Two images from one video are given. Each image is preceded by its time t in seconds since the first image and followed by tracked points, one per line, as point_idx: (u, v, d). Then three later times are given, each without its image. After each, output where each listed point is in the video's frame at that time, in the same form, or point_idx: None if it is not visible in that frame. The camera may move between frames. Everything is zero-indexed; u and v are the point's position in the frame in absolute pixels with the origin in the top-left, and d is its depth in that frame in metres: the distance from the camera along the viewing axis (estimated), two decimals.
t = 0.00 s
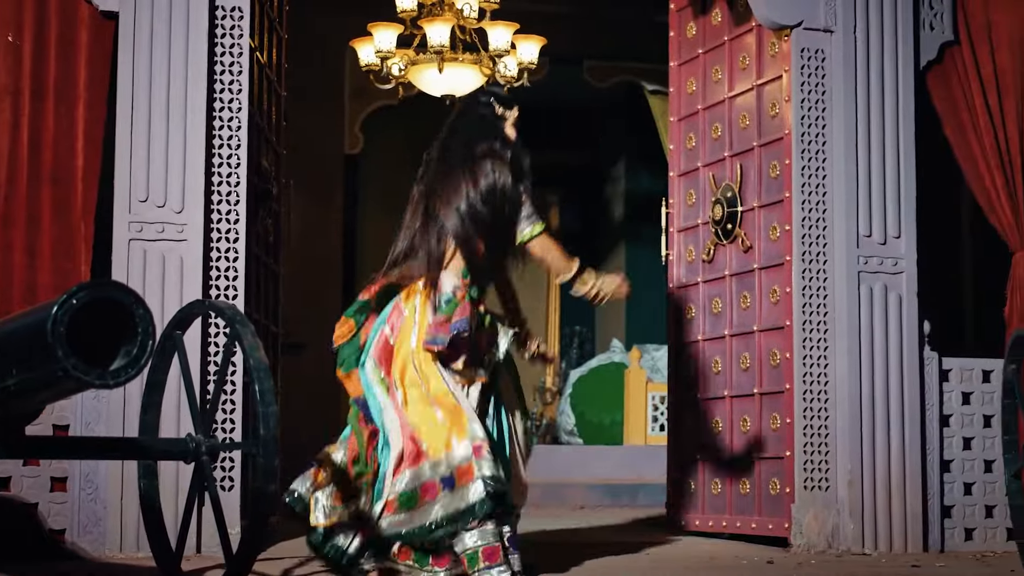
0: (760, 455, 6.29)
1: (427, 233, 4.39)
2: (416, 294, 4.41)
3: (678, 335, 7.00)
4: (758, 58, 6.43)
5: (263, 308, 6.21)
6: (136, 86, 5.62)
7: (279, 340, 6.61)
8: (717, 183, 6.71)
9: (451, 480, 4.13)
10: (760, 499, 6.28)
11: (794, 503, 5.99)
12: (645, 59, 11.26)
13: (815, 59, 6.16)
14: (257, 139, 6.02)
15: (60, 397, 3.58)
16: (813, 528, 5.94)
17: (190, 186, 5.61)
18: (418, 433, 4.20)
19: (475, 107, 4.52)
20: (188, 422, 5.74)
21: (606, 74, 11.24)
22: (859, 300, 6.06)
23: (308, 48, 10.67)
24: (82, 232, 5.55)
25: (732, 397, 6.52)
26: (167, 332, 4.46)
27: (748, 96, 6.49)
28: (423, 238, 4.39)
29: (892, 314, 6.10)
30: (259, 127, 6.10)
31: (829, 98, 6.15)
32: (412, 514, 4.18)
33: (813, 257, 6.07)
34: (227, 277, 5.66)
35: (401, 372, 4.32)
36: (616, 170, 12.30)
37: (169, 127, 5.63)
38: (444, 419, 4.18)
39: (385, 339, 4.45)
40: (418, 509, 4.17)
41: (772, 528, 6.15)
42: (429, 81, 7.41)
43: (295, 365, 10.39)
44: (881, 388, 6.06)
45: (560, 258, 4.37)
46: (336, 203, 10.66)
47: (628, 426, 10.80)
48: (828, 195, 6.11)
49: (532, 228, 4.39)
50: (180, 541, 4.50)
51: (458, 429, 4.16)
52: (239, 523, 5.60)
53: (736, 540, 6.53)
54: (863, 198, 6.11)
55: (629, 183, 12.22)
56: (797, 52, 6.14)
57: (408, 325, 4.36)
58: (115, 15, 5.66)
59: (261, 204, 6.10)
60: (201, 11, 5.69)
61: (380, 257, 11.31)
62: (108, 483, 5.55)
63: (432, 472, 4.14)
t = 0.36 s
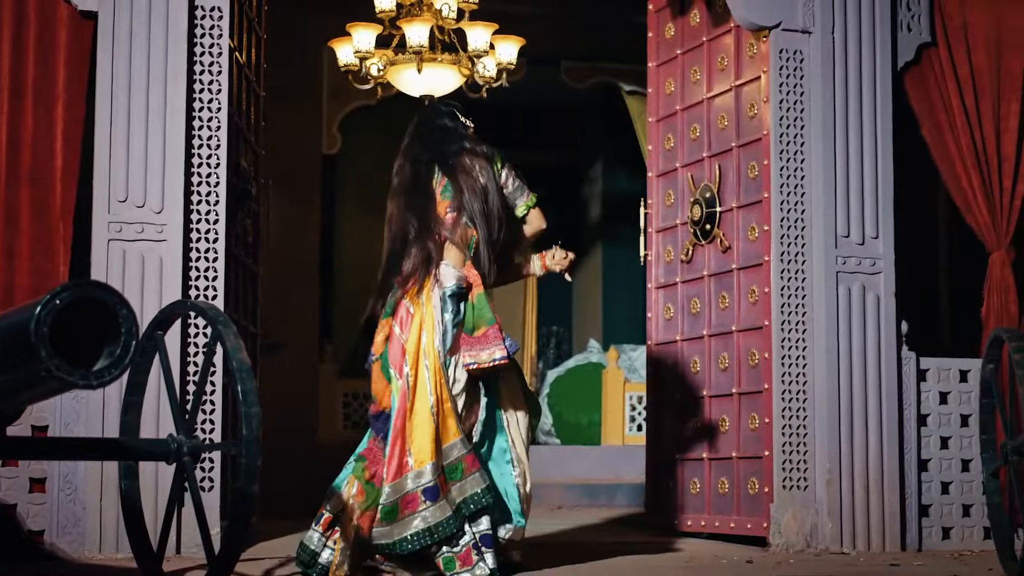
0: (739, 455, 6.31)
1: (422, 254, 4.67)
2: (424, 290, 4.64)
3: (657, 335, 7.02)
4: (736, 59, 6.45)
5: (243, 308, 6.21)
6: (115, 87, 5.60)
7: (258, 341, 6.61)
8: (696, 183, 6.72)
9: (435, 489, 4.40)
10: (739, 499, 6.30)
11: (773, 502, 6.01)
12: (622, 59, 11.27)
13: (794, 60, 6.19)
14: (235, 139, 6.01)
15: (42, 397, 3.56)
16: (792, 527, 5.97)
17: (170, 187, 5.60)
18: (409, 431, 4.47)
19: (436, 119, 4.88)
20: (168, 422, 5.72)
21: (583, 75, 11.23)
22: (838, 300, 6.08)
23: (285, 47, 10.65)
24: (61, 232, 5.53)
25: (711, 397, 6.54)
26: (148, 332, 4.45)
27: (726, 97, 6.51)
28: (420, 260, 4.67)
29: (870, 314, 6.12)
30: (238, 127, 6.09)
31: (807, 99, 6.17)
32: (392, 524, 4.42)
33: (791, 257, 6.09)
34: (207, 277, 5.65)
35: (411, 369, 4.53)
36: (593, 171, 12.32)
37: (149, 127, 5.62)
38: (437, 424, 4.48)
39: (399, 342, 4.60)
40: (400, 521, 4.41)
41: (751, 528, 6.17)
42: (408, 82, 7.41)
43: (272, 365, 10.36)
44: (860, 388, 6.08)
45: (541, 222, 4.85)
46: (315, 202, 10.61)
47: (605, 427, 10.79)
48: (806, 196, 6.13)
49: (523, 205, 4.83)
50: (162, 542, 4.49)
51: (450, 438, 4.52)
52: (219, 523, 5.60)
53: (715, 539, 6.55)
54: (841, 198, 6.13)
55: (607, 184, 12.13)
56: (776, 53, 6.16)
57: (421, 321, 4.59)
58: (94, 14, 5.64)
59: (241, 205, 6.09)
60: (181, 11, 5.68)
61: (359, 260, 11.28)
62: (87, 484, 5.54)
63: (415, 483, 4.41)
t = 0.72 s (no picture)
0: (716, 456, 6.33)
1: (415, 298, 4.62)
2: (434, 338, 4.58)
3: (633, 336, 7.03)
4: (714, 60, 6.47)
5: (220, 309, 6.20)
6: (93, 86, 5.59)
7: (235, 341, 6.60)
8: (673, 185, 6.74)
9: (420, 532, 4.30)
10: (715, 499, 6.31)
11: (749, 503, 6.03)
12: (599, 61, 11.28)
13: (771, 62, 6.21)
14: (213, 139, 6.00)
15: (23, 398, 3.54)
16: (768, 527, 5.98)
17: (148, 186, 5.59)
18: (404, 481, 4.37)
19: (429, 155, 4.75)
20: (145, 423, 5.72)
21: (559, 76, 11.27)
22: (814, 302, 6.11)
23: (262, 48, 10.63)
24: (38, 231, 5.51)
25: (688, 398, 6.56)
26: (127, 332, 4.43)
27: (704, 99, 6.53)
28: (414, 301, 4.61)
29: (847, 315, 6.14)
30: (216, 127, 6.08)
31: (785, 101, 6.19)
32: (368, 563, 4.31)
33: (768, 259, 6.11)
34: (185, 277, 5.63)
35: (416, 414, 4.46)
36: (569, 171, 12.33)
37: (126, 127, 5.60)
38: (432, 473, 4.37)
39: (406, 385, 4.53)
40: (376, 560, 4.30)
41: (727, 528, 6.19)
42: (385, 82, 7.41)
43: (248, 365, 10.35)
44: (836, 389, 6.10)
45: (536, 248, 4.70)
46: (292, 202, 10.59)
47: (581, 427, 10.79)
48: (783, 198, 6.15)
49: (513, 234, 4.69)
50: (140, 542, 4.47)
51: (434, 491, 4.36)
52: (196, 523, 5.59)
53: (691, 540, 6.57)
54: (818, 201, 6.16)
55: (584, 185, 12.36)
56: (753, 55, 6.18)
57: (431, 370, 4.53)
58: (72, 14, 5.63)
59: (218, 205, 6.08)
60: (159, 11, 5.67)
61: (338, 259, 11.13)
62: (63, 484, 5.52)
63: (396, 525, 4.31)
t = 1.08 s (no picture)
0: (691, 456, 6.34)
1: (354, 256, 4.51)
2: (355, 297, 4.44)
3: (609, 336, 7.04)
4: (690, 62, 6.48)
5: (196, 308, 6.19)
6: (69, 85, 5.57)
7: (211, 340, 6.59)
8: (649, 185, 6.75)
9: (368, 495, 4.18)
10: (691, 500, 6.33)
11: (724, 503, 6.04)
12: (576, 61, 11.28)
13: (747, 64, 6.22)
14: (189, 138, 5.98)
15: None
16: (743, 528, 5.99)
17: (124, 186, 5.57)
18: (331, 437, 4.24)
19: (415, 140, 4.51)
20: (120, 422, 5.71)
21: (533, 76, 11.31)
22: (790, 303, 6.12)
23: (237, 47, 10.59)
24: (13, 230, 5.50)
25: (664, 398, 6.58)
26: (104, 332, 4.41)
27: (680, 100, 6.55)
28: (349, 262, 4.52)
29: (822, 316, 6.16)
30: (192, 126, 6.06)
31: (761, 102, 6.21)
32: (321, 534, 4.19)
33: (744, 259, 6.13)
34: (161, 277, 5.62)
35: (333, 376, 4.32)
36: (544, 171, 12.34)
37: (102, 126, 5.58)
38: (358, 435, 4.21)
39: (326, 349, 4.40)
40: (328, 530, 4.18)
41: (702, 528, 6.20)
42: (362, 82, 7.41)
43: (223, 364, 10.32)
44: (811, 390, 6.12)
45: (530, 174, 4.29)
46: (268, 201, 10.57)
47: (557, 428, 10.87)
48: (759, 199, 6.16)
49: (500, 170, 4.35)
50: (115, 541, 4.46)
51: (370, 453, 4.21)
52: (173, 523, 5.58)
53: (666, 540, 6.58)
54: (794, 202, 6.18)
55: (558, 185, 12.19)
56: (729, 56, 6.19)
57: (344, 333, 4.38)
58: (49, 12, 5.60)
59: (193, 205, 6.06)
60: (136, 10, 5.66)
61: (313, 257, 11.16)
62: (38, 485, 5.50)
63: (339, 490, 4.18)
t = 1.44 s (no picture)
0: (669, 457, 6.36)
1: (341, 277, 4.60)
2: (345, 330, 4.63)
3: (587, 337, 7.06)
4: (668, 63, 6.50)
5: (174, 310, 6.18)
6: (47, 88, 5.55)
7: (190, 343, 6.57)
8: (627, 187, 6.77)
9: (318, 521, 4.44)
10: (669, 501, 6.35)
11: (703, 504, 6.06)
12: (551, 62, 11.29)
13: (725, 66, 6.23)
14: (168, 140, 5.98)
15: None
16: (722, 528, 6.02)
17: (103, 188, 5.56)
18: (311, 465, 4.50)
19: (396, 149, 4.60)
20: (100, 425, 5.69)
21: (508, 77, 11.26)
22: (768, 304, 6.14)
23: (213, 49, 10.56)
24: None
25: (642, 399, 6.60)
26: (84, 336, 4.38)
27: (657, 101, 6.57)
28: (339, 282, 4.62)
29: (799, 317, 6.18)
30: (171, 128, 6.06)
31: (738, 104, 6.23)
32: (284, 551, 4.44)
33: (722, 261, 6.14)
34: (140, 280, 5.61)
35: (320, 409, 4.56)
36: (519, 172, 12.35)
37: (81, 129, 5.57)
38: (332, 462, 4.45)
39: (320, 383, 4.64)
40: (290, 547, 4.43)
41: (681, 529, 6.22)
42: (339, 83, 7.40)
43: (199, 366, 10.30)
44: (789, 390, 6.14)
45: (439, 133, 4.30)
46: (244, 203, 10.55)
47: (533, 427, 10.82)
48: (737, 200, 6.18)
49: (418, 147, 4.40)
50: (97, 545, 4.45)
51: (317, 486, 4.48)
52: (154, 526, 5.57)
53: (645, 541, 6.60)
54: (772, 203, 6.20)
55: (533, 186, 12.19)
56: (707, 58, 6.21)
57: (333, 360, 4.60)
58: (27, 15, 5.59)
59: (172, 207, 6.06)
60: (114, 12, 5.65)
61: (289, 259, 11.14)
62: (18, 488, 5.49)
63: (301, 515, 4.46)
